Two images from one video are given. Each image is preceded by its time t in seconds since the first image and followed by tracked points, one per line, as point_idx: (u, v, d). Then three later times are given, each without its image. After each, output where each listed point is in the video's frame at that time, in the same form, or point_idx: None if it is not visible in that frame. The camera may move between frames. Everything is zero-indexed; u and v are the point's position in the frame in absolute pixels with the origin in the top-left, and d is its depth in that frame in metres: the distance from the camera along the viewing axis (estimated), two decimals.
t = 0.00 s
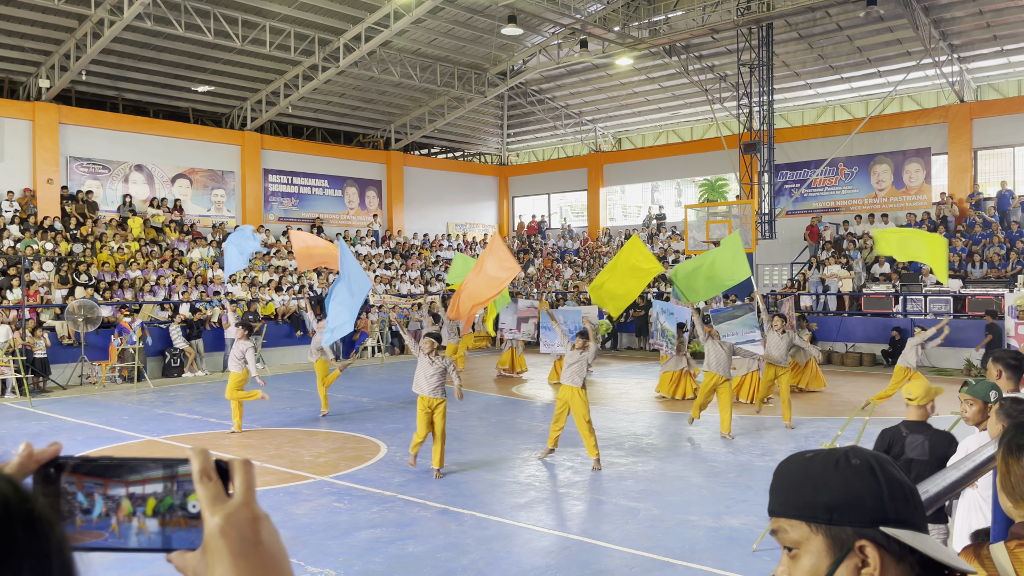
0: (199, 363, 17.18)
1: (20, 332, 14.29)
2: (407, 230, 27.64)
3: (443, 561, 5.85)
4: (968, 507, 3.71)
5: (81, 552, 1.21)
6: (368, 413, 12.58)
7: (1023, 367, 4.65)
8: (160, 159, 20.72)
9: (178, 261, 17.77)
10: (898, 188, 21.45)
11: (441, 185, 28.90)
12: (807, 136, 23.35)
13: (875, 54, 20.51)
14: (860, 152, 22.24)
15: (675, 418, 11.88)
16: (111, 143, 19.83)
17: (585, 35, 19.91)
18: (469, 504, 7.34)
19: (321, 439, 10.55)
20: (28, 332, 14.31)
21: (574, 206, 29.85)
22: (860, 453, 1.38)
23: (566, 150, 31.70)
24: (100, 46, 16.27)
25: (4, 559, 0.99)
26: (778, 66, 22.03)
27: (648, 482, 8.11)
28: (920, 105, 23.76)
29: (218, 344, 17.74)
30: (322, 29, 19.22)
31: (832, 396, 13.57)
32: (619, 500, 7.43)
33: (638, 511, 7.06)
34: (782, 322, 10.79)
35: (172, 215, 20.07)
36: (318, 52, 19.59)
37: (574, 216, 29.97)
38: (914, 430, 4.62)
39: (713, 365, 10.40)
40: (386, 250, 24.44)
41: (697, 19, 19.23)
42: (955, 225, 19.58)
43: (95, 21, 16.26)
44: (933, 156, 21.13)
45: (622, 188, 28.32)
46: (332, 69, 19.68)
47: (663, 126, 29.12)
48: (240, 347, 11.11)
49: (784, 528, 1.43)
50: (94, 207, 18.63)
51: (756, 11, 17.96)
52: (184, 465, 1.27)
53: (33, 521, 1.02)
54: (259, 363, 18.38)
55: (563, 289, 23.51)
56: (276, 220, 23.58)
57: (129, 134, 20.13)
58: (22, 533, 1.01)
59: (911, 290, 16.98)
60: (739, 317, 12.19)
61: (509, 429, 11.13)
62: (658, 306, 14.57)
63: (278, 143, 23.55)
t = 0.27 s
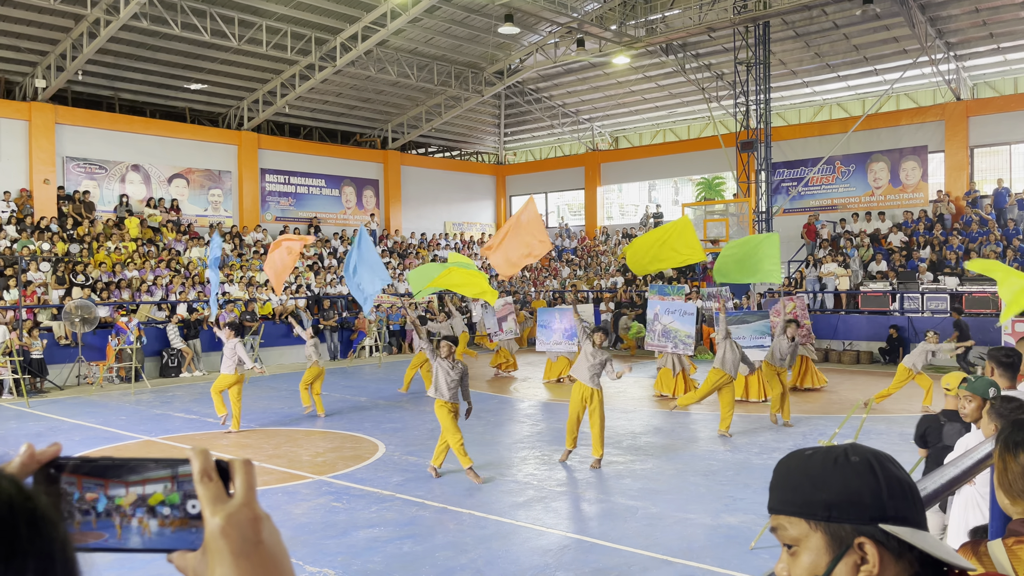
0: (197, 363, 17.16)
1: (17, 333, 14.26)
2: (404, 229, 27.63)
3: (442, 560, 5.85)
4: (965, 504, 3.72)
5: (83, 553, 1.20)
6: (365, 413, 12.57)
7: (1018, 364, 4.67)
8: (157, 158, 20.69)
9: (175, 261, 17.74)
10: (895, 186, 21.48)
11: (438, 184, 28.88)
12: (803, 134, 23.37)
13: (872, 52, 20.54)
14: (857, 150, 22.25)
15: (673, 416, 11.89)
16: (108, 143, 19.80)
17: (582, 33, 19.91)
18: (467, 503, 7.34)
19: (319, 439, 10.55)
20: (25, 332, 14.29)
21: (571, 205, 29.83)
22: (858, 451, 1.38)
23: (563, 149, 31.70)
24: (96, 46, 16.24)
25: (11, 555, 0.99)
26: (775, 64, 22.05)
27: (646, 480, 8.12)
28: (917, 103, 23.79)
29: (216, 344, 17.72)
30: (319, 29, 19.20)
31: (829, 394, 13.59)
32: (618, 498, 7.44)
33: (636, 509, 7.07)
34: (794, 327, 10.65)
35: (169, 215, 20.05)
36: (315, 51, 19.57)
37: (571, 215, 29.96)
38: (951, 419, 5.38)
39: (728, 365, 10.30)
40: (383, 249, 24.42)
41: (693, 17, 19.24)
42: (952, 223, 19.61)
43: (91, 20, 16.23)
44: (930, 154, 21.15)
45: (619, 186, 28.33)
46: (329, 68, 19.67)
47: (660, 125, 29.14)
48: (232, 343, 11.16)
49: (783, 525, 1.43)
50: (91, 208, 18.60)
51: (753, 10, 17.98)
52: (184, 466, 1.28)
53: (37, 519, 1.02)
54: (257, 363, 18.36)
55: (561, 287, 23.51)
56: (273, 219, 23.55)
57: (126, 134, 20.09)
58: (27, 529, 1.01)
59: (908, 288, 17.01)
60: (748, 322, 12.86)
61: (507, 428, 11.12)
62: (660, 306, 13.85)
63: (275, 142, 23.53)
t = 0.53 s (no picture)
0: (194, 363, 17.14)
1: (14, 333, 14.24)
2: (401, 228, 27.63)
3: (439, 559, 5.85)
4: (959, 501, 3.74)
5: (78, 553, 1.21)
6: (363, 412, 12.57)
7: (1012, 362, 4.70)
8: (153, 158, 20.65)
9: (172, 261, 17.73)
10: (892, 184, 21.52)
11: (435, 183, 28.88)
12: (800, 132, 23.41)
13: (868, 50, 20.58)
14: (854, 148, 22.27)
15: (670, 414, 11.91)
16: (104, 143, 19.78)
17: (579, 32, 19.91)
18: (465, 503, 7.33)
19: (317, 438, 10.55)
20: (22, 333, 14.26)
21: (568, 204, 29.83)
22: (856, 448, 1.39)
23: (560, 148, 31.72)
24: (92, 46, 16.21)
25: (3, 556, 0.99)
26: (772, 63, 22.07)
27: (644, 479, 8.12)
28: (914, 101, 23.84)
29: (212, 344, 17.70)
30: (315, 28, 19.19)
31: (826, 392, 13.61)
32: (615, 497, 7.45)
33: (634, 507, 7.08)
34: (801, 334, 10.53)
35: (166, 215, 20.03)
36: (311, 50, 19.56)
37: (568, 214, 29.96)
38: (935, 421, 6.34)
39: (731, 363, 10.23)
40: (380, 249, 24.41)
41: (690, 16, 19.25)
42: (948, 221, 19.65)
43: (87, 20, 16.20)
44: (926, 152, 21.20)
45: (617, 185, 28.36)
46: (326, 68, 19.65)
47: (657, 123, 29.16)
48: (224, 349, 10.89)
49: (780, 523, 1.43)
50: (88, 207, 18.58)
51: (749, 8, 17.99)
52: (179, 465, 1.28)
53: (32, 519, 1.02)
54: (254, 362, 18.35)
55: (558, 286, 23.51)
56: (270, 219, 23.53)
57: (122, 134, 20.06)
58: (22, 530, 1.01)
59: (904, 286, 17.06)
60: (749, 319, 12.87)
61: (505, 427, 11.13)
62: (659, 305, 14.36)
63: (272, 142, 23.51)
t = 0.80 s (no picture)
0: (191, 364, 17.11)
1: (10, 334, 14.21)
2: (399, 228, 27.62)
3: (438, 559, 5.85)
4: (953, 499, 3.75)
5: (72, 556, 1.21)
6: (361, 412, 12.57)
7: (1008, 361, 4.72)
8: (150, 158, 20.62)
9: (169, 261, 17.70)
10: (888, 183, 21.56)
11: (432, 183, 28.86)
12: (797, 132, 23.45)
13: (864, 50, 20.61)
14: (850, 147, 22.31)
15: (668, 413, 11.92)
16: (101, 143, 19.74)
17: (575, 32, 19.92)
18: (463, 502, 7.34)
19: (315, 438, 10.54)
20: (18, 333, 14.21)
21: (566, 203, 29.81)
22: (852, 448, 1.39)
23: (557, 148, 31.73)
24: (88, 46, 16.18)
25: None
26: (768, 62, 22.10)
27: (641, 478, 8.13)
28: (910, 100, 23.88)
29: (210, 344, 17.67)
30: (312, 28, 19.18)
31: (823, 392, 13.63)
32: (613, 496, 7.45)
33: (631, 507, 7.09)
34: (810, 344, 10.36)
35: (163, 215, 20.00)
36: (308, 50, 19.56)
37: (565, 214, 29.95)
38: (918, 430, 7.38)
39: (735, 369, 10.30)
40: (377, 249, 24.39)
41: (686, 15, 19.26)
42: (945, 220, 19.68)
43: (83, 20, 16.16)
44: (922, 152, 21.23)
45: (614, 185, 28.38)
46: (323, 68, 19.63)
47: (653, 123, 29.16)
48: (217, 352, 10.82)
49: (776, 522, 1.44)
50: (84, 208, 18.54)
51: (746, 8, 18.00)
52: (173, 468, 1.28)
53: (27, 522, 1.02)
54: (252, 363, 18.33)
55: (555, 286, 23.51)
56: (267, 219, 23.50)
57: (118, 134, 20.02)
58: (17, 530, 1.01)
59: (901, 285, 17.10)
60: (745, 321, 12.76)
61: (502, 427, 11.13)
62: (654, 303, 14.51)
63: (268, 142, 23.48)
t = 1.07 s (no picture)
0: (189, 364, 17.08)
1: (7, 335, 14.19)
2: (396, 228, 27.61)
3: (436, 559, 5.85)
4: (947, 498, 3.76)
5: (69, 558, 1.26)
6: (359, 412, 12.56)
7: (1005, 360, 4.72)
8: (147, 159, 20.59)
9: (166, 262, 17.69)
10: (886, 183, 21.59)
11: (430, 183, 28.85)
12: (795, 131, 23.48)
13: (862, 49, 20.64)
14: (847, 147, 22.33)
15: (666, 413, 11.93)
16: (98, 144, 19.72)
17: (573, 32, 19.92)
18: (461, 503, 7.33)
19: (313, 439, 10.53)
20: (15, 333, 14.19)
21: (563, 203, 29.80)
22: (850, 447, 1.39)
23: (554, 148, 31.73)
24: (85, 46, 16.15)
25: None
26: (766, 62, 22.12)
27: (640, 478, 8.13)
28: (907, 99, 23.91)
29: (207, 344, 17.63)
30: (309, 28, 19.15)
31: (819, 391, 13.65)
32: (611, 496, 7.45)
33: (630, 507, 7.09)
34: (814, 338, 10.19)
35: (160, 216, 19.97)
36: (305, 50, 19.53)
37: (563, 213, 29.95)
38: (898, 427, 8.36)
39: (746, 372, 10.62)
40: (375, 249, 24.38)
41: (684, 15, 19.27)
42: (942, 219, 19.72)
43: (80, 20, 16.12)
44: (920, 151, 21.26)
45: (612, 184, 28.39)
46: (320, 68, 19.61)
47: (651, 123, 29.17)
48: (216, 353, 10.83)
49: (774, 521, 1.44)
50: (81, 209, 18.51)
51: (743, 8, 18.02)
52: (171, 469, 1.31)
53: (24, 522, 1.02)
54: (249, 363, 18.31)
55: (553, 286, 23.51)
56: (265, 219, 23.48)
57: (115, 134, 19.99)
58: (14, 531, 1.01)
59: (899, 284, 17.13)
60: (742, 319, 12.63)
61: (500, 427, 11.12)
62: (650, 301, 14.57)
63: (266, 142, 23.46)
